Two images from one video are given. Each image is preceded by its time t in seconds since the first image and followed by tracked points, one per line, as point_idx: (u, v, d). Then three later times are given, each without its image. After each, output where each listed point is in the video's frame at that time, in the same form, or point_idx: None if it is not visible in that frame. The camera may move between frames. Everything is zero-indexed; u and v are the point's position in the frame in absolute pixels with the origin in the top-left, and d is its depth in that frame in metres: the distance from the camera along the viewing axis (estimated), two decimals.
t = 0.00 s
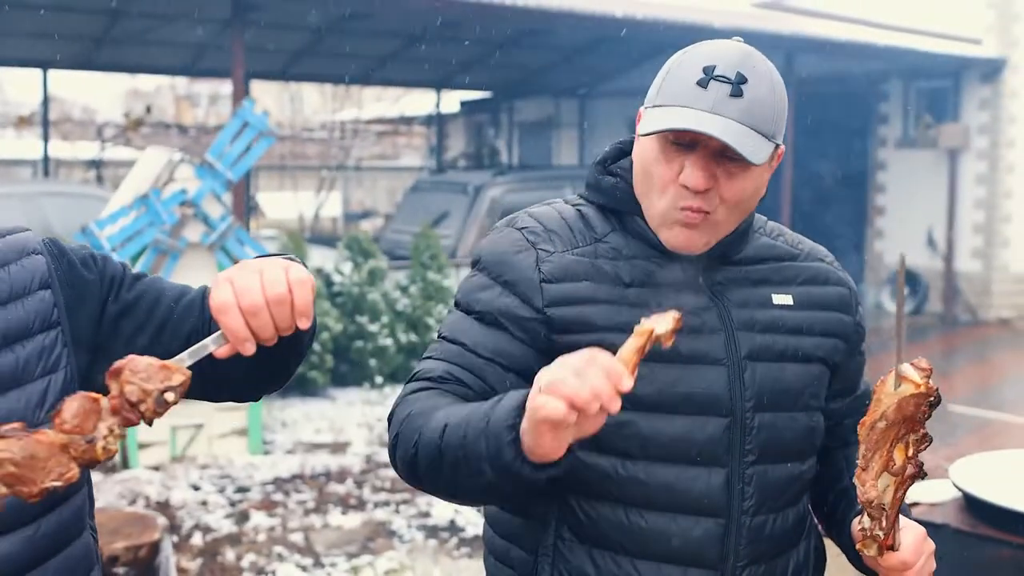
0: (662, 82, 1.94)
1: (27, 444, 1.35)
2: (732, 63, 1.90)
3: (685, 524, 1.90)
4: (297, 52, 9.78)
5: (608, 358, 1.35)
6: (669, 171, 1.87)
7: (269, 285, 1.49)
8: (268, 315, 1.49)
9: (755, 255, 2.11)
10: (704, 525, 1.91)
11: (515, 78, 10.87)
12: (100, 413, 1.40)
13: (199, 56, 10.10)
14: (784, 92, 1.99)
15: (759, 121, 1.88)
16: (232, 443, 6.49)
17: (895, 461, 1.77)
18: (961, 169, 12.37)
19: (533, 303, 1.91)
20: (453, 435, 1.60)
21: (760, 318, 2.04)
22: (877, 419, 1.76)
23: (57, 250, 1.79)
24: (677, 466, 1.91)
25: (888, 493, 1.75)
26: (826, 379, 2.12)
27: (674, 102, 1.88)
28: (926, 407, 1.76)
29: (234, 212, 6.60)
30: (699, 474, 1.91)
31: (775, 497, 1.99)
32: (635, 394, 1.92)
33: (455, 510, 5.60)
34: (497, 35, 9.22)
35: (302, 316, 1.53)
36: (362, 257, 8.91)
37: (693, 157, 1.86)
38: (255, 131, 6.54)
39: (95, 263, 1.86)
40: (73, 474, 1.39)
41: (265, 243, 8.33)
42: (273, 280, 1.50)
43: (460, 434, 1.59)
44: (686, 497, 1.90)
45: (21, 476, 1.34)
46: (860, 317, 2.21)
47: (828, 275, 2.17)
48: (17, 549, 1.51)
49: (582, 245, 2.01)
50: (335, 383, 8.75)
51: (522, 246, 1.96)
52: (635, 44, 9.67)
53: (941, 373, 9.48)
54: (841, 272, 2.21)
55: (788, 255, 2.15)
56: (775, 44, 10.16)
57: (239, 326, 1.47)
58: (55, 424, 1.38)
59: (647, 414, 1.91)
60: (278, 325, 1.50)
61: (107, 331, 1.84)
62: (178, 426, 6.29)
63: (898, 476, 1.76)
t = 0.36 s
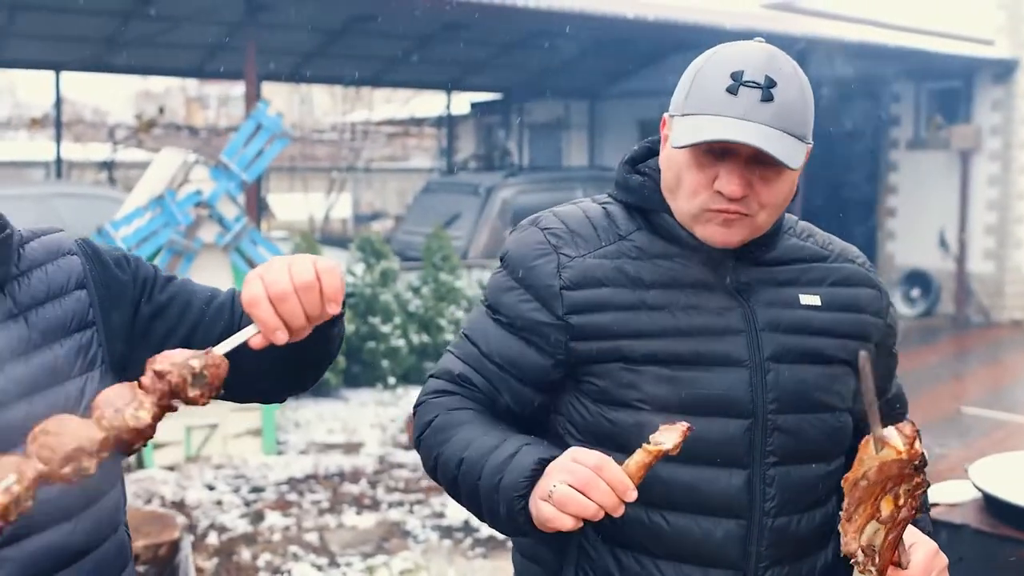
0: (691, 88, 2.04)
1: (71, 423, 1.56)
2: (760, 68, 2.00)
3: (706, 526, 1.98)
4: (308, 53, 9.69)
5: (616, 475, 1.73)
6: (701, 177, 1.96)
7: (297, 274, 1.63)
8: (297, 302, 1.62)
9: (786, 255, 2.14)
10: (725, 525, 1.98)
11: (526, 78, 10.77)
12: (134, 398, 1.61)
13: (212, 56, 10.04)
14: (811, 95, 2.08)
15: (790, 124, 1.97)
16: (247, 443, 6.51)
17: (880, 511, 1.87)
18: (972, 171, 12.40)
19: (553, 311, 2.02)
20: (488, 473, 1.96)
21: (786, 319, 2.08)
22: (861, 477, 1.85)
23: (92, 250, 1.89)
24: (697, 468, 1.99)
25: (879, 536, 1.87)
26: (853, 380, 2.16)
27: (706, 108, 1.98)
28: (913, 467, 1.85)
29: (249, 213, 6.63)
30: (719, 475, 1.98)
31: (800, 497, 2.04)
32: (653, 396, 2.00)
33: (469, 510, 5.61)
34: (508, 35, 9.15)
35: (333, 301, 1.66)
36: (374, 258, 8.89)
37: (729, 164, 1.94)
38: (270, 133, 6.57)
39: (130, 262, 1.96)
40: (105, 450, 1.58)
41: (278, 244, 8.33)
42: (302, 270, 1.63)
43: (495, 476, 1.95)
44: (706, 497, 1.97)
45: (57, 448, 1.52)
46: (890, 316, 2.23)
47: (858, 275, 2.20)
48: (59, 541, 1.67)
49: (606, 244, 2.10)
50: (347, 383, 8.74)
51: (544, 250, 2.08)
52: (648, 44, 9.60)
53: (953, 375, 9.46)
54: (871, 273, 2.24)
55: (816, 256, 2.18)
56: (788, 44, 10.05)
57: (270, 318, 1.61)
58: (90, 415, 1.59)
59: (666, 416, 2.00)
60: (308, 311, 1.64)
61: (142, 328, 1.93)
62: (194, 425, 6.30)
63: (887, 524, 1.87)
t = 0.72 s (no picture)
0: (741, 89, 2.04)
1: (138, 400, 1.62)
2: (812, 69, 2.00)
3: (753, 525, 1.97)
4: (345, 55, 9.57)
5: (673, 488, 1.74)
6: (759, 182, 1.95)
7: (358, 259, 1.67)
8: (360, 285, 1.67)
9: (834, 256, 2.13)
10: (773, 524, 1.97)
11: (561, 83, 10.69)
12: (199, 373, 1.66)
13: (249, 58, 9.96)
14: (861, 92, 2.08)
15: (847, 123, 1.98)
16: (287, 442, 6.55)
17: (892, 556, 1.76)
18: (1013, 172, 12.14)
19: (599, 312, 2.05)
20: (544, 478, 2.01)
21: (834, 320, 2.07)
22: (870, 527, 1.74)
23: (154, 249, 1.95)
24: (745, 467, 1.99)
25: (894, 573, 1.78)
26: (902, 380, 2.15)
27: (760, 112, 1.98)
28: (926, 523, 1.74)
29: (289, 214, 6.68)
30: (767, 475, 1.98)
31: (850, 497, 2.03)
32: (702, 395, 2.01)
33: (508, 510, 5.61)
34: (544, 36, 9.05)
35: (395, 283, 1.71)
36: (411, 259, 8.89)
37: (789, 166, 1.94)
38: (310, 134, 6.58)
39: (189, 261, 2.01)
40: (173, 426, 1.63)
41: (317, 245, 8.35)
42: (363, 256, 1.68)
43: (551, 481, 1.99)
44: (754, 497, 1.97)
45: (125, 421, 1.57)
46: (941, 315, 2.21)
47: (907, 275, 2.18)
48: (122, 535, 1.72)
49: (655, 245, 2.11)
50: (385, 383, 8.76)
51: (592, 251, 2.09)
52: (683, 47, 9.47)
53: (993, 378, 9.39)
54: (923, 273, 2.21)
55: (866, 255, 2.17)
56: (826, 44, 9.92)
57: (332, 301, 1.65)
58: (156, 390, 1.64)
59: (714, 415, 2.01)
60: (371, 294, 1.69)
61: (202, 326, 1.98)
62: (234, 423, 6.33)
63: (902, 564, 1.77)
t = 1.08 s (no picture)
0: (806, 90, 2.04)
1: (237, 400, 1.61)
2: (879, 67, 1.99)
3: (820, 523, 1.96)
4: (402, 55, 9.42)
5: (735, 487, 1.74)
6: (826, 182, 1.95)
7: (458, 270, 1.72)
8: (456, 297, 1.71)
9: (898, 254, 2.10)
10: (840, 522, 1.95)
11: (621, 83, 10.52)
12: (295, 374, 1.65)
13: (307, 59, 9.84)
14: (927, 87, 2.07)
15: (915, 121, 1.97)
16: (348, 441, 6.62)
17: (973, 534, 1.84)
18: None
19: (665, 312, 2.04)
20: (609, 478, 2.00)
21: (898, 317, 2.04)
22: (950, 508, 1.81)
23: (236, 249, 2.06)
24: (811, 466, 1.97)
25: (972, 557, 1.87)
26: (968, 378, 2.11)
27: (826, 113, 1.97)
28: (1006, 504, 1.81)
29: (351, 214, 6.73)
30: (834, 473, 1.96)
31: (918, 495, 2.00)
32: (769, 393, 2.00)
33: (570, 510, 5.61)
34: (604, 35, 8.87)
35: (488, 296, 1.75)
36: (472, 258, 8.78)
37: (858, 167, 1.93)
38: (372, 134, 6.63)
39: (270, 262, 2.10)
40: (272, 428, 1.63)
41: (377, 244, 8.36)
42: (462, 267, 1.72)
43: (615, 478, 1.98)
44: (822, 495, 1.96)
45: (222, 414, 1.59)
46: (1008, 312, 2.17)
47: (972, 271, 2.14)
48: (209, 527, 1.79)
49: (717, 244, 2.10)
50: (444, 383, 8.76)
51: (656, 251, 2.09)
52: (739, 45, 9.25)
53: None
54: (990, 269, 2.17)
55: (930, 253, 2.14)
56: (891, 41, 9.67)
57: (428, 307, 1.69)
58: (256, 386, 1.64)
59: (781, 412, 1.99)
60: (465, 307, 1.72)
61: (285, 324, 2.06)
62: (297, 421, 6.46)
63: (980, 542, 1.86)
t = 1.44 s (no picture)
0: (880, 90, 2.02)
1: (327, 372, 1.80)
2: (955, 65, 1.97)
3: (895, 522, 1.94)
4: (468, 55, 9.18)
5: (809, 483, 1.73)
6: (900, 182, 1.93)
7: (544, 266, 1.79)
8: (542, 289, 1.78)
9: (974, 253, 2.08)
10: (916, 522, 1.94)
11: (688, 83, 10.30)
12: (386, 355, 1.81)
13: (373, 58, 9.61)
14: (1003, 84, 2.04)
15: (992, 120, 1.94)
16: (413, 438, 6.74)
17: None
18: None
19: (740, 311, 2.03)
20: (681, 476, 2.00)
21: (975, 317, 2.02)
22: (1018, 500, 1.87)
23: (322, 249, 2.16)
24: (885, 465, 1.96)
25: None
26: None
27: (901, 113, 1.95)
28: None
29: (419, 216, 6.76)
30: (909, 472, 1.95)
31: (996, 496, 1.97)
32: (843, 392, 1.98)
33: (633, 510, 5.59)
34: (672, 35, 8.64)
35: (576, 294, 1.81)
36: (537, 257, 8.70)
37: (935, 167, 1.91)
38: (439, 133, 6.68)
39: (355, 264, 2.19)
40: (356, 389, 1.76)
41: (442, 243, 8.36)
42: (548, 265, 1.80)
43: (689, 476, 1.98)
44: (896, 494, 1.94)
45: (309, 387, 1.76)
46: None
47: None
48: (295, 519, 1.88)
49: (791, 244, 2.08)
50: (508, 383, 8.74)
51: (728, 250, 2.09)
52: (810, 43, 8.92)
53: None
54: None
55: (1005, 253, 2.10)
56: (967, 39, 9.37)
57: (515, 303, 1.77)
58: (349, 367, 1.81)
59: (854, 411, 1.98)
60: (553, 301, 1.79)
61: (369, 325, 2.15)
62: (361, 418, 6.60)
63: None
